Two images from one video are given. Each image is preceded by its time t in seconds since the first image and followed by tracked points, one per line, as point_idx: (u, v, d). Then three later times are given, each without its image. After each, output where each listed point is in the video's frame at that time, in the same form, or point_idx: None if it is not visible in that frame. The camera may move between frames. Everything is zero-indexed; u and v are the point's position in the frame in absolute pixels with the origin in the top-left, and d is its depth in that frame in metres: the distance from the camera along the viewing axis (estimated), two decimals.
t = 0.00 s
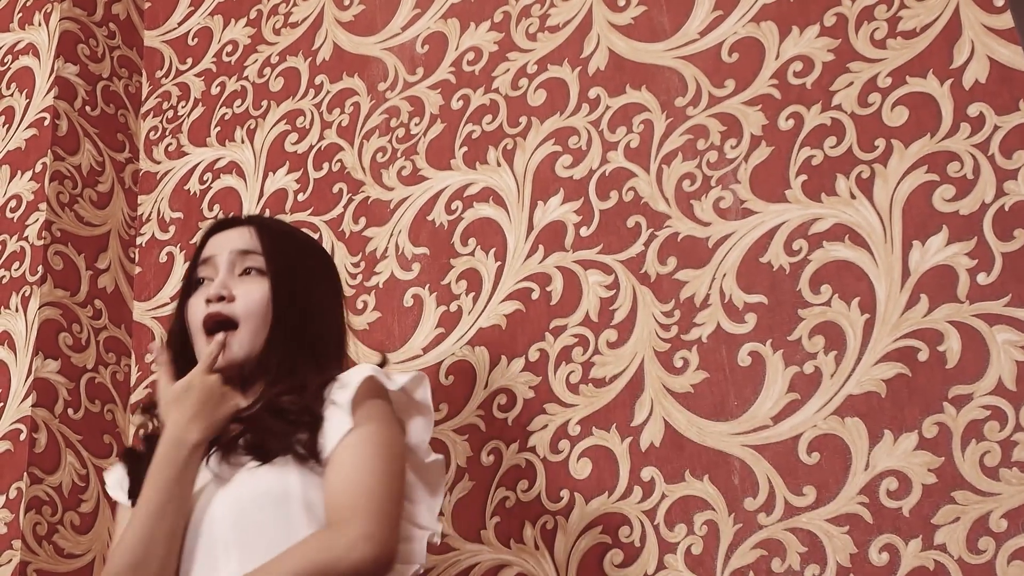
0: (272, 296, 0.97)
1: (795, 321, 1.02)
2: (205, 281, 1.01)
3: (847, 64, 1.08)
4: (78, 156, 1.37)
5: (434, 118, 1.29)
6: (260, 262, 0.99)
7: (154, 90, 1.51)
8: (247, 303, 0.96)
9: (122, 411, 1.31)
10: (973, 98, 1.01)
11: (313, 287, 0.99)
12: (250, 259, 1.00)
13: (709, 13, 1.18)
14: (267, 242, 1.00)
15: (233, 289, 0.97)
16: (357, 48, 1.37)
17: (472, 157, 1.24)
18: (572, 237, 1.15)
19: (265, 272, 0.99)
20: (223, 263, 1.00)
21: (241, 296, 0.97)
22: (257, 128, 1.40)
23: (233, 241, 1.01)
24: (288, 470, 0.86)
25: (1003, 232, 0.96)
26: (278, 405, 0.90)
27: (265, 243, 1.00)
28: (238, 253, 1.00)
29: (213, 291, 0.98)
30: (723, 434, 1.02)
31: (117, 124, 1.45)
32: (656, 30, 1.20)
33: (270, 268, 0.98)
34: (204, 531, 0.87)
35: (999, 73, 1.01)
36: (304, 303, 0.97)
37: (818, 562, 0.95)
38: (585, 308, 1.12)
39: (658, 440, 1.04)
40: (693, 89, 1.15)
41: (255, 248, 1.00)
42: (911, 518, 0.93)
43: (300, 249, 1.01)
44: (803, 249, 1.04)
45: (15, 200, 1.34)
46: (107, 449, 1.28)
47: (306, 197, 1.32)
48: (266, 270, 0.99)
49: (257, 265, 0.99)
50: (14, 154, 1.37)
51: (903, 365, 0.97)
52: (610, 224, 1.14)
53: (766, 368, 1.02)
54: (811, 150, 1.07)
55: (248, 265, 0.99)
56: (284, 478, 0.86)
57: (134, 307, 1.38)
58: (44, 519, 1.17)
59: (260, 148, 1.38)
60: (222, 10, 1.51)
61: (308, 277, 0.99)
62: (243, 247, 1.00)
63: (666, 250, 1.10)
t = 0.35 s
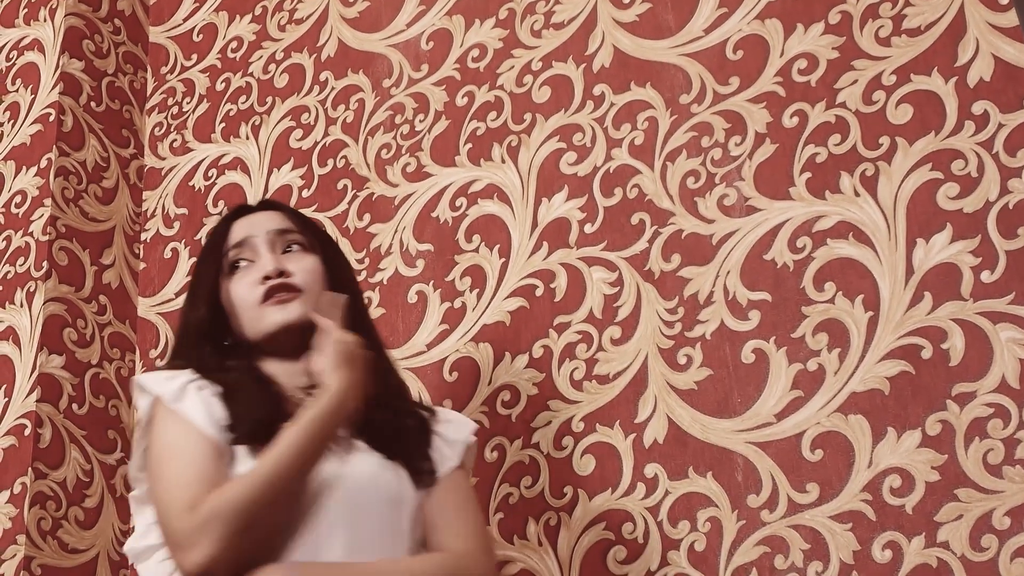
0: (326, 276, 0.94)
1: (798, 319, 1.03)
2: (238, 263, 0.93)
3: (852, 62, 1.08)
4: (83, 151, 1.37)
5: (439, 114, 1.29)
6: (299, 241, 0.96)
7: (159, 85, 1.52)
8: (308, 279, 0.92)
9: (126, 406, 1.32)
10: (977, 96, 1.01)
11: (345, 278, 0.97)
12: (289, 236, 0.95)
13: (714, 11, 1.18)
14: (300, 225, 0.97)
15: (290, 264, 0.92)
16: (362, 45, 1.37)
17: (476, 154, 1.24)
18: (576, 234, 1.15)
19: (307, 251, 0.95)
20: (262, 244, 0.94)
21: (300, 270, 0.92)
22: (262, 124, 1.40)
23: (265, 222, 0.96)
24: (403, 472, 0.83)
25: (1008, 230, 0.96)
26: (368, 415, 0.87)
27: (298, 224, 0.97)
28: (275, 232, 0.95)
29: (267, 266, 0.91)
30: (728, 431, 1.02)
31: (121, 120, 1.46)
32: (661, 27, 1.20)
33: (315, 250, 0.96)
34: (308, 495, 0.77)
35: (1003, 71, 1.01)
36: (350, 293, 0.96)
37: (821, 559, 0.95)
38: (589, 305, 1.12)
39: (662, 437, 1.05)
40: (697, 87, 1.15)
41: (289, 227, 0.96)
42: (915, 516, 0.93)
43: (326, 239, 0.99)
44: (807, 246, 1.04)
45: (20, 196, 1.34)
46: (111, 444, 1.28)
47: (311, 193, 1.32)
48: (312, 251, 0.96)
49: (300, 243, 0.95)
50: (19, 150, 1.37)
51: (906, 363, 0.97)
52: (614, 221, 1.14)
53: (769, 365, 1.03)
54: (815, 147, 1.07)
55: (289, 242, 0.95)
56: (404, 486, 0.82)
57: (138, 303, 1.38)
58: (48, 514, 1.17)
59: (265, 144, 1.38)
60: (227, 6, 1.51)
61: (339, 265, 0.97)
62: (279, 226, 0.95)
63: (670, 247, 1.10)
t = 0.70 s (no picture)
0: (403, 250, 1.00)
1: (801, 315, 1.03)
2: (310, 244, 0.97)
3: (855, 58, 1.08)
4: (86, 147, 1.37)
5: (442, 110, 1.29)
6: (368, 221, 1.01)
7: (162, 81, 1.51)
8: (391, 252, 0.98)
9: (129, 401, 1.32)
10: (980, 92, 1.01)
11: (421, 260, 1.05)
12: (358, 218, 1.01)
13: (717, 7, 1.18)
14: (359, 207, 1.02)
15: (370, 239, 0.98)
16: (365, 40, 1.37)
17: (479, 149, 1.24)
18: (579, 230, 1.15)
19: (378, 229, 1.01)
20: (334, 225, 0.98)
21: (381, 244, 0.98)
22: (265, 119, 1.40)
23: (329, 207, 1.00)
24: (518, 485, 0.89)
25: (1011, 226, 0.96)
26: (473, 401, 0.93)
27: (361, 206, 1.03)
28: (343, 214, 1.00)
29: (349, 243, 0.96)
30: (730, 427, 1.02)
31: (125, 115, 1.46)
32: (663, 23, 1.20)
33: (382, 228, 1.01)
34: (460, 489, 0.80)
35: (1006, 68, 1.01)
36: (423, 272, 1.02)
37: (822, 555, 0.95)
38: (592, 301, 1.12)
39: (664, 432, 1.05)
40: (700, 82, 1.15)
41: (359, 212, 1.02)
42: (917, 512, 0.93)
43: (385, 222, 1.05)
44: (809, 243, 1.04)
45: (23, 191, 1.34)
46: (114, 439, 1.28)
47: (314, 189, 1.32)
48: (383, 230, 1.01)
49: (368, 224, 1.01)
50: (22, 145, 1.37)
51: (908, 359, 0.97)
52: (617, 217, 1.14)
53: (771, 361, 1.03)
54: (818, 143, 1.07)
55: (360, 223, 1.00)
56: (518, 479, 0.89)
57: (141, 298, 1.38)
58: (52, 508, 1.18)
59: (268, 140, 1.38)
60: (230, 2, 1.51)
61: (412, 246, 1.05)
62: (346, 209, 1.01)
63: (673, 243, 1.10)
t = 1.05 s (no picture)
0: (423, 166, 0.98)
1: (800, 310, 1.03)
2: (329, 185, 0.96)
3: (854, 54, 1.08)
4: (86, 143, 1.37)
5: (441, 106, 1.29)
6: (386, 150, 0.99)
7: (161, 77, 1.51)
8: (411, 174, 0.96)
9: (128, 398, 1.32)
10: (979, 88, 1.01)
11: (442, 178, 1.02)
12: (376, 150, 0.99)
13: (716, 3, 1.18)
14: (379, 142, 1.00)
15: (385, 168, 0.96)
16: (365, 36, 1.37)
17: (479, 145, 1.24)
18: (578, 226, 1.15)
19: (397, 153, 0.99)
20: (351, 161, 0.96)
21: (399, 169, 0.96)
22: (264, 115, 1.40)
23: (343, 146, 0.98)
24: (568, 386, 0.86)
25: (1009, 222, 0.96)
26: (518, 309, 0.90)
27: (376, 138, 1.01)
28: (360, 150, 0.98)
29: (366, 176, 0.94)
30: (729, 422, 1.02)
31: (124, 111, 1.46)
32: (663, 19, 1.20)
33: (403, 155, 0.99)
34: (482, 407, 0.81)
35: (1005, 64, 1.01)
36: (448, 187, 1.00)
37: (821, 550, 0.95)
38: (592, 297, 1.12)
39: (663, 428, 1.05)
40: (699, 78, 1.15)
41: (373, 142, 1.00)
42: (915, 507, 0.93)
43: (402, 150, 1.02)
44: (809, 239, 1.04)
45: (23, 186, 1.34)
46: (113, 435, 1.28)
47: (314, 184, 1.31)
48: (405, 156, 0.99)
49: (387, 154, 0.99)
50: (21, 141, 1.37)
51: (908, 355, 0.97)
52: (616, 213, 1.14)
53: (770, 356, 1.03)
54: (817, 139, 1.07)
55: (377, 154, 0.98)
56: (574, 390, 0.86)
57: (140, 294, 1.38)
58: (51, 504, 1.17)
59: (267, 135, 1.38)
60: None
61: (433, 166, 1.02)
62: (362, 145, 0.98)
63: (672, 239, 1.10)
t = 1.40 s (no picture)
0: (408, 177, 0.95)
1: (798, 306, 1.03)
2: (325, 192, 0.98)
3: (850, 51, 1.08)
4: (82, 140, 1.37)
5: (438, 102, 1.29)
6: (383, 158, 0.98)
7: (158, 74, 1.52)
8: (386, 189, 0.94)
9: (125, 394, 1.32)
10: (976, 84, 1.01)
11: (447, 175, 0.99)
12: (370, 156, 0.98)
13: None
14: (384, 147, 0.99)
15: (365, 179, 0.95)
16: (362, 33, 1.37)
17: (476, 142, 1.24)
18: (575, 222, 1.15)
19: (389, 163, 0.97)
20: (342, 169, 0.98)
21: (377, 180, 0.95)
22: (261, 112, 1.40)
23: (345, 149, 0.99)
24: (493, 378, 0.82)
25: (1006, 218, 0.96)
26: (462, 317, 0.87)
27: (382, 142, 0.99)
28: (355, 155, 0.98)
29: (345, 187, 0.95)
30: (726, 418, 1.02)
31: (121, 108, 1.45)
32: (660, 15, 1.20)
33: (394, 160, 0.97)
34: (397, 424, 0.82)
35: (1002, 60, 1.01)
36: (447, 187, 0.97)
37: (818, 546, 0.95)
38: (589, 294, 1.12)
39: (661, 425, 1.06)
40: (697, 75, 1.15)
41: (373, 148, 0.99)
42: (912, 503, 0.93)
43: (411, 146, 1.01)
44: (806, 235, 1.04)
45: (20, 183, 1.34)
46: (110, 432, 1.28)
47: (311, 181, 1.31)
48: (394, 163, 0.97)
49: (381, 162, 0.98)
50: (18, 138, 1.37)
51: (905, 351, 0.97)
52: (614, 210, 1.14)
53: (768, 353, 1.03)
54: (814, 136, 1.07)
55: (371, 162, 0.98)
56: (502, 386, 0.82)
57: (137, 290, 1.38)
58: (48, 501, 1.17)
59: (264, 132, 1.38)
60: None
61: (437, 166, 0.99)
62: (360, 150, 0.98)
63: (670, 235, 1.10)
